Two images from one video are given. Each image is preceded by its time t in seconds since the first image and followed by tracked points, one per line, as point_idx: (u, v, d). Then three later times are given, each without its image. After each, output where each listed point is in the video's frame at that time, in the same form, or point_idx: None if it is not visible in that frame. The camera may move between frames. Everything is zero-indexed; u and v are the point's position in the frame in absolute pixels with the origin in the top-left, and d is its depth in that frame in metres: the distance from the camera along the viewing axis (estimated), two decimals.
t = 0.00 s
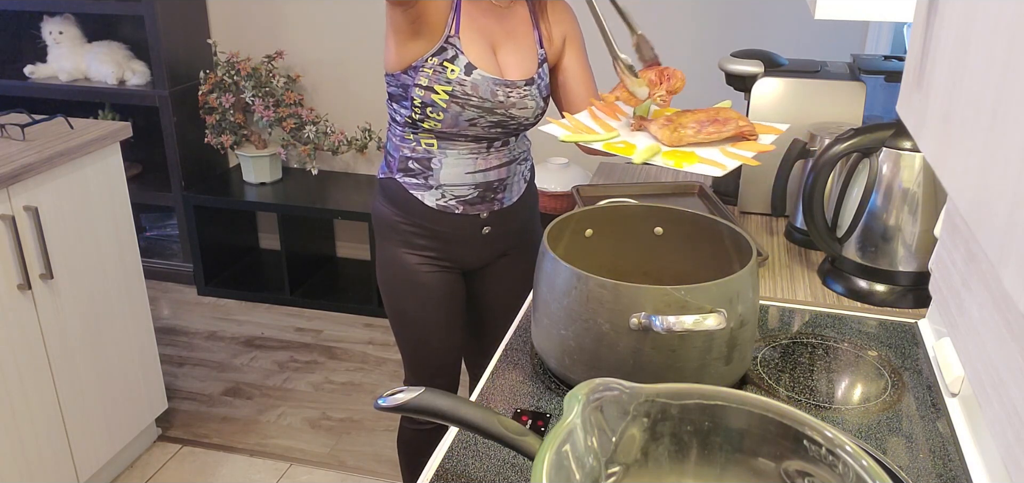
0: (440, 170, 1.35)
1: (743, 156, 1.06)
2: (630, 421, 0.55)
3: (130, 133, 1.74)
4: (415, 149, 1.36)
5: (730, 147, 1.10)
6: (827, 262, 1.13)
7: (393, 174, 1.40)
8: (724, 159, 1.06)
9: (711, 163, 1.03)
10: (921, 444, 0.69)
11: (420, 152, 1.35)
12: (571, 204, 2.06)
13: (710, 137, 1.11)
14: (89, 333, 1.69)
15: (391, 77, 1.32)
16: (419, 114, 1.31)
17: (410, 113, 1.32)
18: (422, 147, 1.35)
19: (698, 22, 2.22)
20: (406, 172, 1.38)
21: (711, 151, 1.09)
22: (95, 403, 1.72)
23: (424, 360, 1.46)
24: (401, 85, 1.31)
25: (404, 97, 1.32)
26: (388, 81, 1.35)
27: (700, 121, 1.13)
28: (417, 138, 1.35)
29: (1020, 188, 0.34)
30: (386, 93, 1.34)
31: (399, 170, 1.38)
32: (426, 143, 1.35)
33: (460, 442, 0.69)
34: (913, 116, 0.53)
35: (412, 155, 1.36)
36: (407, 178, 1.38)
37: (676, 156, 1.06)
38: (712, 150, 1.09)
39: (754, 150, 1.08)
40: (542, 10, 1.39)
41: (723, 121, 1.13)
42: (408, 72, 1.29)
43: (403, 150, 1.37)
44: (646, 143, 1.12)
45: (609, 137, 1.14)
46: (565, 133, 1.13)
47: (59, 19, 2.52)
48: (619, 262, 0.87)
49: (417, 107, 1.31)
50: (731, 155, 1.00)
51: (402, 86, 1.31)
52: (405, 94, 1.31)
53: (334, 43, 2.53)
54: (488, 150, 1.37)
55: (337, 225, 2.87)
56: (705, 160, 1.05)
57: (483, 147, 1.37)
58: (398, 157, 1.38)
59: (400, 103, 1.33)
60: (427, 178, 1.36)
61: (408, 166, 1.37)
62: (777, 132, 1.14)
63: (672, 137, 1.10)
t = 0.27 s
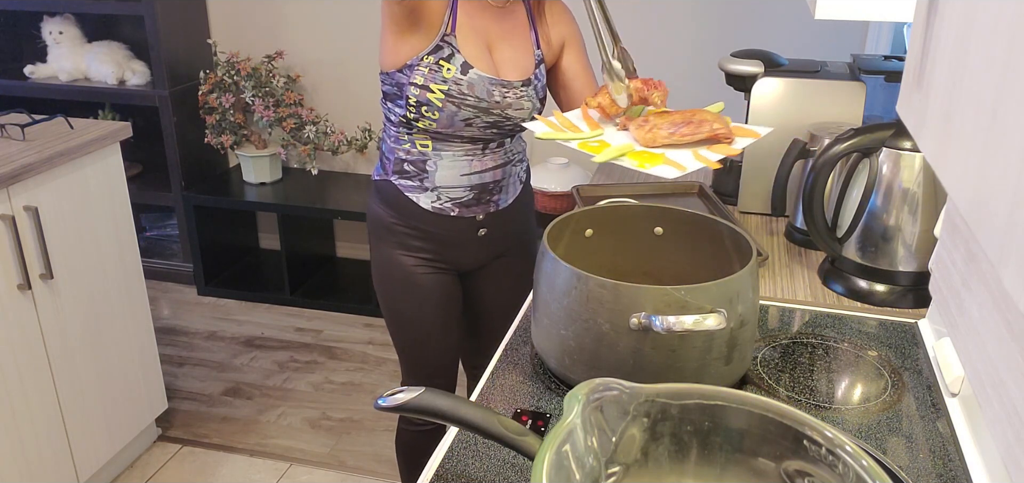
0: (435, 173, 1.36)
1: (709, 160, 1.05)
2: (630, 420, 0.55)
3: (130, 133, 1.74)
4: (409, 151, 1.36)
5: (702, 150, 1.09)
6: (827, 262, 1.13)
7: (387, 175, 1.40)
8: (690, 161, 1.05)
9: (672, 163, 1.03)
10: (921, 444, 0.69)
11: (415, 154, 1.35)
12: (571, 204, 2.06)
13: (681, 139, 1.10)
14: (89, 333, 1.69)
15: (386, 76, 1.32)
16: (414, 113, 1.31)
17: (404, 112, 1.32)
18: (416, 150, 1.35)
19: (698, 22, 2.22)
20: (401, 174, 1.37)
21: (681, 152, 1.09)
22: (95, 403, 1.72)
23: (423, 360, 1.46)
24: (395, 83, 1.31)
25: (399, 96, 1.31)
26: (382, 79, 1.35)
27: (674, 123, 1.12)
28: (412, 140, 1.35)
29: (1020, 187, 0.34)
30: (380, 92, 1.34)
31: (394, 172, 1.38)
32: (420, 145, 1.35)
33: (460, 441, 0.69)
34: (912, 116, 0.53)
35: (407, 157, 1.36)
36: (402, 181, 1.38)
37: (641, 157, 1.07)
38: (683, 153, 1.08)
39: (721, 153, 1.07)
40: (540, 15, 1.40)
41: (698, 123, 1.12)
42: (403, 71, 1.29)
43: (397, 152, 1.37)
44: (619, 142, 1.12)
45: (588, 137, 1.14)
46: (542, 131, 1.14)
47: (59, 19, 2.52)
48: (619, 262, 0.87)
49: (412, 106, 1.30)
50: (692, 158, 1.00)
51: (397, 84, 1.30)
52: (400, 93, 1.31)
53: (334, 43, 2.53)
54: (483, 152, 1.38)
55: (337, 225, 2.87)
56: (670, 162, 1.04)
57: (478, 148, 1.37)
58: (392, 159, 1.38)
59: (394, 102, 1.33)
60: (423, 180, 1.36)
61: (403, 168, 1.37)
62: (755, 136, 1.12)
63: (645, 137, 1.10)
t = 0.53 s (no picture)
0: (432, 174, 1.35)
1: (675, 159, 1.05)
2: (630, 421, 0.55)
3: (130, 133, 1.74)
4: (406, 152, 1.35)
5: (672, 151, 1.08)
6: (827, 262, 1.13)
7: (384, 177, 1.39)
8: (656, 161, 1.05)
9: (634, 162, 1.03)
10: (921, 444, 0.69)
11: (411, 156, 1.35)
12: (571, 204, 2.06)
13: (652, 139, 1.09)
14: (89, 333, 1.69)
15: (383, 70, 1.32)
16: (411, 109, 1.31)
17: (401, 108, 1.32)
18: (412, 151, 1.35)
19: (698, 22, 2.22)
20: (397, 175, 1.37)
21: (650, 151, 1.09)
22: (95, 403, 1.72)
23: (424, 360, 1.45)
24: (393, 79, 1.31)
25: (396, 91, 1.31)
26: (379, 76, 1.35)
27: (647, 122, 1.12)
28: (408, 139, 1.35)
29: (1020, 186, 0.34)
30: (377, 87, 1.34)
31: (390, 174, 1.38)
32: (417, 144, 1.35)
33: (460, 442, 0.69)
34: (912, 116, 0.53)
35: (403, 159, 1.36)
36: (398, 182, 1.37)
37: (608, 155, 1.07)
38: (653, 152, 1.08)
39: (688, 154, 1.07)
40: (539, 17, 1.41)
41: (671, 123, 1.11)
42: (401, 66, 1.29)
43: (393, 154, 1.37)
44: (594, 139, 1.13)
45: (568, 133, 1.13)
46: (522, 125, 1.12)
47: (59, 19, 2.53)
48: (619, 262, 0.87)
49: (410, 102, 1.30)
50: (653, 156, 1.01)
51: (394, 80, 1.31)
52: (397, 89, 1.31)
53: (334, 43, 2.53)
54: (480, 152, 1.38)
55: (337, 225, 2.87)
56: (636, 160, 1.04)
57: (475, 149, 1.37)
58: (388, 160, 1.38)
59: (391, 98, 1.33)
60: (419, 182, 1.36)
61: (399, 169, 1.37)
62: (729, 138, 1.11)
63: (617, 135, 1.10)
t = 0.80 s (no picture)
0: (430, 176, 1.35)
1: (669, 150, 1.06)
2: (630, 421, 0.55)
3: (130, 133, 1.74)
4: (404, 154, 1.35)
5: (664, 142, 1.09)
6: (827, 262, 1.13)
7: (382, 178, 1.39)
8: (649, 150, 1.05)
9: (626, 151, 1.03)
10: (921, 444, 0.69)
11: (409, 157, 1.35)
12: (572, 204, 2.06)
13: (645, 130, 1.10)
14: (89, 333, 1.69)
15: (382, 70, 1.32)
16: (410, 109, 1.31)
17: (400, 108, 1.32)
18: (411, 152, 1.35)
19: (698, 22, 2.22)
20: (395, 177, 1.37)
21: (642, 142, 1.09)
22: (95, 403, 1.72)
23: (424, 361, 1.45)
24: (391, 78, 1.31)
25: (394, 91, 1.31)
26: (378, 75, 1.35)
27: (640, 114, 1.13)
28: (407, 140, 1.35)
29: (1021, 184, 0.33)
30: (375, 87, 1.34)
31: (388, 175, 1.38)
32: (415, 145, 1.35)
33: (460, 442, 0.69)
34: (912, 115, 0.53)
35: (401, 160, 1.36)
36: (397, 184, 1.37)
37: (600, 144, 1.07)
38: (646, 143, 1.08)
39: (680, 145, 1.07)
40: (539, 18, 1.41)
41: (664, 115, 1.12)
42: (400, 65, 1.29)
43: (392, 155, 1.37)
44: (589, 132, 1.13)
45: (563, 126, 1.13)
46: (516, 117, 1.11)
47: (59, 19, 2.52)
48: (619, 263, 0.87)
49: (409, 102, 1.30)
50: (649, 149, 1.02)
51: (393, 79, 1.30)
52: (396, 88, 1.31)
53: (334, 43, 2.53)
54: (479, 153, 1.38)
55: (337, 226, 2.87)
56: (629, 150, 1.05)
57: (474, 149, 1.37)
58: (386, 162, 1.37)
59: (389, 97, 1.33)
60: (418, 184, 1.36)
61: (397, 171, 1.37)
62: (722, 131, 1.12)
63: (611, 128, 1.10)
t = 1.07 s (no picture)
0: (430, 177, 1.35)
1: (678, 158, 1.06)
2: (631, 421, 0.55)
3: (130, 133, 1.74)
4: (404, 155, 1.35)
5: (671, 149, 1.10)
6: (826, 262, 1.13)
7: (381, 180, 1.39)
8: (660, 159, 1.05)
9: (637, 162, 1.03)
10: (921, 444, 0.69)
11: (409, 159, 1.35)
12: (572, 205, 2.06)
13: (652, 138, 1.10)
14: (89, 333, 1.69)
15: (382, 72, 1.32)
16: (409, 112, 1.31)
17: (399, 110, 1.32)
18: (411, 153, 1.35)
19: (698, 22, 2.22)
20: (395, 178, 1.37)
21: (650, 151, 1.09)
22: (95, 403, 1.72)
23: (424, 361, 1.45)
24: (391, 80, 1.31)
25: (394, 93, 1.31)
26: (377, 77, 1.35)
27: (646, 122, 1.12)
28: (406, 142, 1.35)
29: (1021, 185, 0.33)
30: (374, 88, 1.34)
31: (388, 176, 1.38)
32: (415, 147, 1.35)
33: (460, 442, 0.69)
34: (912, 116, 0.53)
35: (401, 162, 1.36)
36: (396, 185, 1.37)
37: (608, 155, 1.07)
38: (653, 151, 1.09)
39: (690, 152, 1.07)
40: (539, 19, 1.41)
41: (669, 122, 1.12)
42: (400, 68, 1.29)
43: (391, 156, 1.37)
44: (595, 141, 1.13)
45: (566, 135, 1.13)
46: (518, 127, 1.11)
47: (59, 19, 2.52)
48: (619, 263, 0.87)
49: (408, 104, 1.30)
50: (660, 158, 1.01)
51: (393, 82, 1.30)
52: (396, 91, 1.31)
53: (334, 43, 2.53)
54: (478, 155, 1.38)
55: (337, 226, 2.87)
56: (639, 160, 1.05)
57: (474, 151, 1.37)
58: (386, 163, 1.37)
59: (388, 99, 1.33)
60: (417, 185, 1.36)
61: (397, 172, 1.37)
62: (728, 137, 1.13)
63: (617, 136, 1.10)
